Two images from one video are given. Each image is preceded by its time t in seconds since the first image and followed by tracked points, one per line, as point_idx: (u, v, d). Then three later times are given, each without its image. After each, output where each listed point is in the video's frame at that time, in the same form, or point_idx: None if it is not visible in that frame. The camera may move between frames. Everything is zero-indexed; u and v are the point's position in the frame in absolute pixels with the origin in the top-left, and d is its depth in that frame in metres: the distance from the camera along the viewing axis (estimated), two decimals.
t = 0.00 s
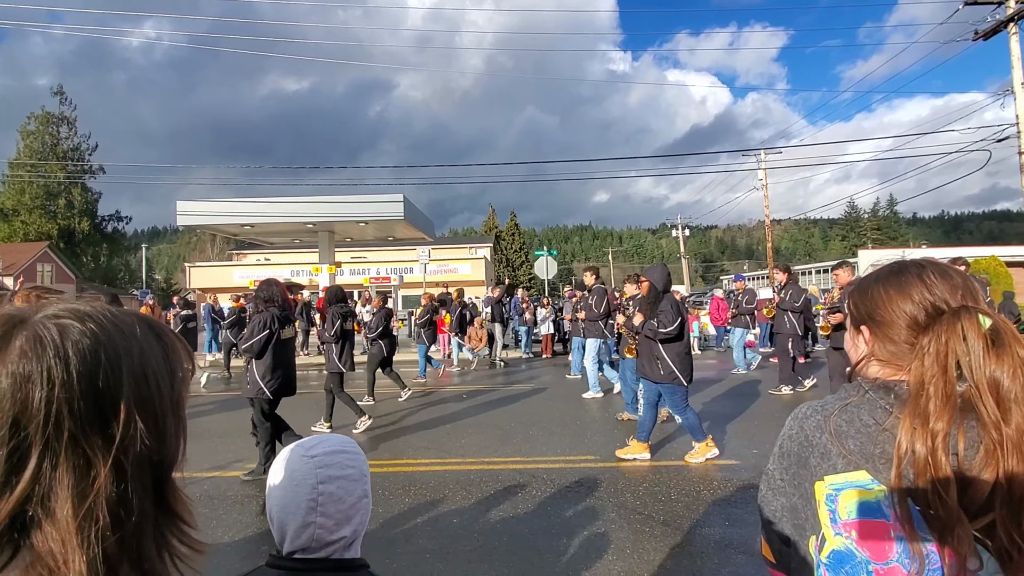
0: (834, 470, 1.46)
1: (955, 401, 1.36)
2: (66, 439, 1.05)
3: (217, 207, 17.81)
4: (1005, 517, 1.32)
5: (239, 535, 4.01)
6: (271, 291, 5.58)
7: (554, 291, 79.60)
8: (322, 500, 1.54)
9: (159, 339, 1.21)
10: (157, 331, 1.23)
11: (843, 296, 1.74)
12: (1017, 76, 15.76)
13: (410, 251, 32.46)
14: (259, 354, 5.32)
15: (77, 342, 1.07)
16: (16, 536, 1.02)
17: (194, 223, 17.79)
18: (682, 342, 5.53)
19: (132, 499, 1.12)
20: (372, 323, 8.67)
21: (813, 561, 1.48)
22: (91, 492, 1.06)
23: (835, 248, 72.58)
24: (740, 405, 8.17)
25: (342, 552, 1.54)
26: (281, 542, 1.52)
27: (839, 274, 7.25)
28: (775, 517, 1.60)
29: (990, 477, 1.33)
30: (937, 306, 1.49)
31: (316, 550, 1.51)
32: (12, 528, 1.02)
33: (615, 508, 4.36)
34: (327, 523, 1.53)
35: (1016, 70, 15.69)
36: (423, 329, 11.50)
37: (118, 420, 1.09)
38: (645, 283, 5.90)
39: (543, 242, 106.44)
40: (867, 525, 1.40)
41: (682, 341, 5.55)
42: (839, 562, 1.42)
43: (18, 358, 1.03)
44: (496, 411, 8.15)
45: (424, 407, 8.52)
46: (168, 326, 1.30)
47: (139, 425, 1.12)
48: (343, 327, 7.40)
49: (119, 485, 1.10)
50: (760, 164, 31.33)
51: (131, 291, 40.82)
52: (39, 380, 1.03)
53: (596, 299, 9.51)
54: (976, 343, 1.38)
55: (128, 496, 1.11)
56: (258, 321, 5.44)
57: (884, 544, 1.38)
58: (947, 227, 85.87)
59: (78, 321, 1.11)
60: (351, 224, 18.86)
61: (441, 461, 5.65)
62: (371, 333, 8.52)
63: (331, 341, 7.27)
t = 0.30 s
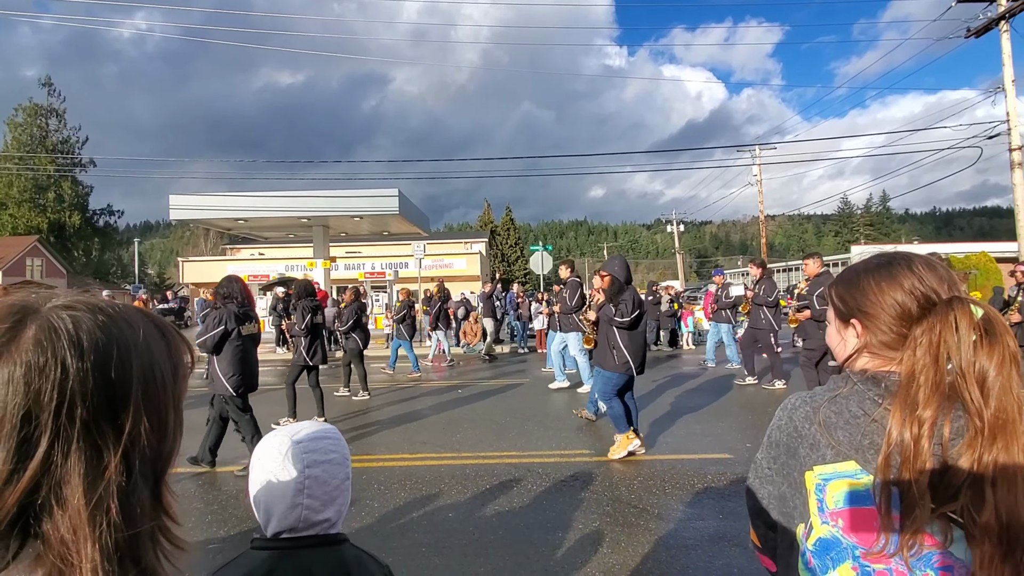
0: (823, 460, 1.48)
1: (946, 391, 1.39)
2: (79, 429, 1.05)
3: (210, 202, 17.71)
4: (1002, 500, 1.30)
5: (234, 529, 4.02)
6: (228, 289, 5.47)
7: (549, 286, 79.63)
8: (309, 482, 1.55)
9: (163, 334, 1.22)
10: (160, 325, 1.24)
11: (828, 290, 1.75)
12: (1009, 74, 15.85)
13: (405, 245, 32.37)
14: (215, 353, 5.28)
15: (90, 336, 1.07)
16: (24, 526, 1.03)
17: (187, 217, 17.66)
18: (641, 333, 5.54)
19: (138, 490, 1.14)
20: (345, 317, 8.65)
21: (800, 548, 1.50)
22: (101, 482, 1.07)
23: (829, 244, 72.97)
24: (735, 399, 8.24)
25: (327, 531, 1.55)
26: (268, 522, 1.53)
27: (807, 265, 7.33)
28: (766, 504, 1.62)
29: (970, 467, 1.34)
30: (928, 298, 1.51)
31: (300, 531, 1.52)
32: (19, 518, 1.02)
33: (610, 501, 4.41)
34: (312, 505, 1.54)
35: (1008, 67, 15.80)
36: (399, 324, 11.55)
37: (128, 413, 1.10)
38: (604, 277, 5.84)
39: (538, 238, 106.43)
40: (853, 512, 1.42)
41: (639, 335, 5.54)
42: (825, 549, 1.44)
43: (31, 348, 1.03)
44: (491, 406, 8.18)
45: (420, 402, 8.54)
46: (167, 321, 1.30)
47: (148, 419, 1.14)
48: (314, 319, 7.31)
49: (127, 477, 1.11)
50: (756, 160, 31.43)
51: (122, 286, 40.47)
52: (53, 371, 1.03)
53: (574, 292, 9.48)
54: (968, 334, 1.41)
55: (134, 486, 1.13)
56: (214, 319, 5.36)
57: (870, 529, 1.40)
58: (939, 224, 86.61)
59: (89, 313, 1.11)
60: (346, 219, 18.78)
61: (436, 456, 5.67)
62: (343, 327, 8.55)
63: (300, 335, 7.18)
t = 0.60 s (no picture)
0: (832, 466, 1.43)
1: (955, 385, 1.40)
2: (80, 422, 1.06)
3: (207, 197, 17.65)
4: (1000, 493, 1.36)
5: (232, 525, 4.03)
6: (193, 285, 5.46)
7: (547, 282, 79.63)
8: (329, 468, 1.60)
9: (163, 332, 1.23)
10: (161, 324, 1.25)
11: (809, 289, 1.75)
12: (1005, 70, 15.89)
13: (402, 241, 32.32)
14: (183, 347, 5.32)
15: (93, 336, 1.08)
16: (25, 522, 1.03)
17: (183, 212, 17.56)
18: (596, 329, 5.60)
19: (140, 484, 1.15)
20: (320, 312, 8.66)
21: (808, 556, 1.44)
22: (106, 476, 1.08)
23: (826, 240, 73.11)
24: (732, 394, 8.28)
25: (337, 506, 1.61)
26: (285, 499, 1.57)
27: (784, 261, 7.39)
28: (764, 512, 1.54)
29: (983, 459, 1.37)
30: (919, 291, 1.54)
31: (319, 507, 1.57)
32: (22, 511, 1.03)
33: (607, 495, 4.43)
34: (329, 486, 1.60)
35: (1004, 63, 15.84)
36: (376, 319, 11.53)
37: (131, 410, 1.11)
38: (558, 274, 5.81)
39: (536, 233, 106.37)
40: (867, 515, 1.38)
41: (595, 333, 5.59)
42: (838, 557, 1.39)
43: (31, 342, 1.03)
44: (488, 401, 8.20)
45: (418, 397, 8.55)
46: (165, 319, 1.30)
47: (150, 414, 1.15)
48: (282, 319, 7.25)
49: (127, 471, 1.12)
50: (753, 156, 31.45)
51: (119, 282, 40.29)
52: (56, 367, 1.03)
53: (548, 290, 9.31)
54: (965, 325, 1.45)
55: (136, 479, 1.14)
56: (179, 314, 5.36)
57: (887, 530, 1.37)
58: (935, 219, 86.91)
59: (87, 308, 1.12)
60: (343, 214, 18.71)
61: (434, 451, 5.69)
62: (317, 323, 8.60)
63: (266, 334, 7.14)
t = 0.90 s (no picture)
0: (839, 463, 1.42)
1: (958, 379, 1.41)
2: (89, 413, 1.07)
3: (212, 192, 17.71)
4: (998, 487, 1.37)
5: (238, 518, 4.07)
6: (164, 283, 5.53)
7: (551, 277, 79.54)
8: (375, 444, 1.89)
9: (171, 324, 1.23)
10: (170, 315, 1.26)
11: (806, 284, 1.73)
12: (1013, 64, 15.71)
13: (406, 236, 32.34)
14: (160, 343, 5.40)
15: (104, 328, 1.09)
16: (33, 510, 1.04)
17: (188, 207, 17.61)
18: (560, 323, 5.65)
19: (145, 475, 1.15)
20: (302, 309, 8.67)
21: (816, 559, 1.43)
22: (117, 468, 1.10)
23: (831, 236, 72.68)
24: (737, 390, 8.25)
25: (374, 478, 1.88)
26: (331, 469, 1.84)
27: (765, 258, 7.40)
28: (767, 515, 1.52)
29: (985, 455, 1.37)
30: (917, 287, 1.54)
31: (361, 478, 1.84)
32: (32, 502, 1.04)
33: (611, 491, 4.45)
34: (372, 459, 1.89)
35: (1013, 57, 15.66)
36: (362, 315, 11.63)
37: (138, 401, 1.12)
38: (528, 275, 6.08)
39: (540, 229, 106.27)
40: (875, 512, 1.38)
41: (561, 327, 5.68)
42: (848, 557, 1.38)
43: (44, 332, 1.04)
44: (492, 396, 8.21)
45: (422, 392, 8.57)
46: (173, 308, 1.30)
47: (159, 404, 1.16)
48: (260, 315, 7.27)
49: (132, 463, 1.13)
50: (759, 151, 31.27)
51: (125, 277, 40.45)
52: (66, 359, 1.04)
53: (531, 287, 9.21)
54: (964, 320, 1.46)
55: (143, 469, 1.15)
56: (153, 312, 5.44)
57: (897, 527, 1.36)
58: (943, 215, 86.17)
59: (98, 299, 1.13)
60: (347, 209, 18.74)
61: (438, 446, 5.71)
62: (302, 319, 8.63)
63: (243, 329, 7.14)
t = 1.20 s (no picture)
0: (846, 462, 1.41)
1: (964, 376, 1.40)
2: (61, 421, 0.98)
3: (220, 189, 17.86)
4: (1009, 485, 1.36)
5: (246, 512, 4.12)
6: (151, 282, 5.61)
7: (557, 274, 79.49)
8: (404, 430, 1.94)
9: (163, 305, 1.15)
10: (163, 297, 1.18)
11: (808, 283, 1.72)
12: None
13: (413, 232, 32.39)
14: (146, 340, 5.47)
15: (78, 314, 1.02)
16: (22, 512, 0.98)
17: (196, 204, 17.75)
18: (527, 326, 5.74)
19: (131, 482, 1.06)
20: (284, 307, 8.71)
21: (827, 561, 1.43)
22: (91, 481, 1.00)
23: (840, 233, 72.01)
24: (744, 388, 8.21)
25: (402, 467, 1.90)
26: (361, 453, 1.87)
27: (748, 254, 7.34)
28: (774, 518, 1.53)
29: (993, 454, 1.36)
30: (921, 285, 1.53)
31: (392, 463, 1.86)
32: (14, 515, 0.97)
33: (617, 487, 4.45)
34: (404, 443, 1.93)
35: None
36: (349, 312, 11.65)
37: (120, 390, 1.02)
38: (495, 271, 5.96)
39: (546, 226, 106.19)
40: (886, 511, 1.37)
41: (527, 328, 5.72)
42: (860, 558, 1.38)
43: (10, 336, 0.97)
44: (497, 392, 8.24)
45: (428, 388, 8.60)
46: (166, 291, 1.24)
47: (136, 409, 1.04)
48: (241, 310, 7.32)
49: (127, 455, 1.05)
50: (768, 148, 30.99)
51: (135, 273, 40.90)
52: (41, 348, 0.97)
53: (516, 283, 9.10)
54: (967, 318, 1.45)
55: (127, 479, 1.05)
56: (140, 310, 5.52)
57: (909, 527, 1.35)
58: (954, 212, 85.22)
59: (73, 298, 1.04)
60: (354, 205, 18.81)
61: (444, 442, 5.74)
62: (285, 316, 8.70)
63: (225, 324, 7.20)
